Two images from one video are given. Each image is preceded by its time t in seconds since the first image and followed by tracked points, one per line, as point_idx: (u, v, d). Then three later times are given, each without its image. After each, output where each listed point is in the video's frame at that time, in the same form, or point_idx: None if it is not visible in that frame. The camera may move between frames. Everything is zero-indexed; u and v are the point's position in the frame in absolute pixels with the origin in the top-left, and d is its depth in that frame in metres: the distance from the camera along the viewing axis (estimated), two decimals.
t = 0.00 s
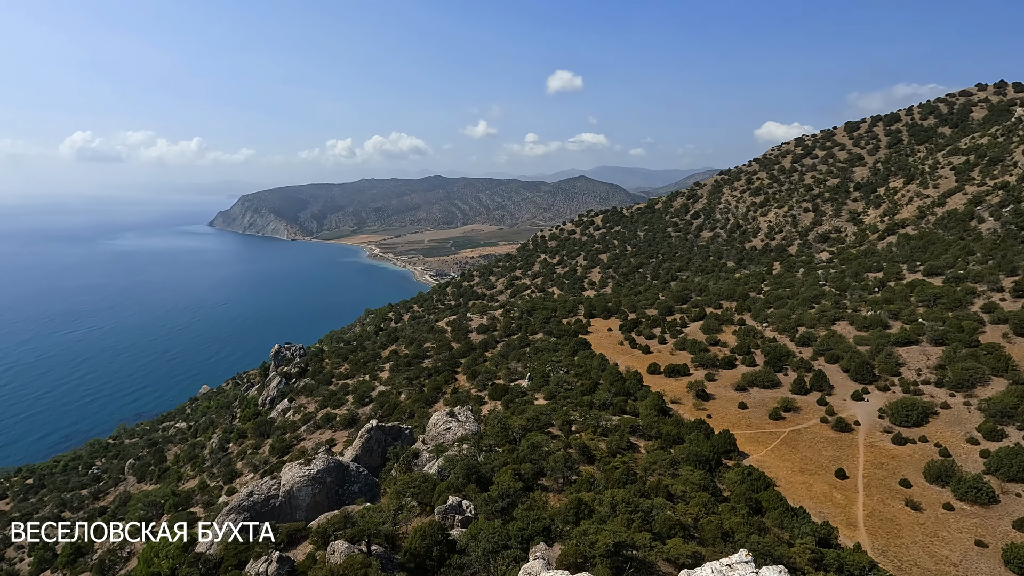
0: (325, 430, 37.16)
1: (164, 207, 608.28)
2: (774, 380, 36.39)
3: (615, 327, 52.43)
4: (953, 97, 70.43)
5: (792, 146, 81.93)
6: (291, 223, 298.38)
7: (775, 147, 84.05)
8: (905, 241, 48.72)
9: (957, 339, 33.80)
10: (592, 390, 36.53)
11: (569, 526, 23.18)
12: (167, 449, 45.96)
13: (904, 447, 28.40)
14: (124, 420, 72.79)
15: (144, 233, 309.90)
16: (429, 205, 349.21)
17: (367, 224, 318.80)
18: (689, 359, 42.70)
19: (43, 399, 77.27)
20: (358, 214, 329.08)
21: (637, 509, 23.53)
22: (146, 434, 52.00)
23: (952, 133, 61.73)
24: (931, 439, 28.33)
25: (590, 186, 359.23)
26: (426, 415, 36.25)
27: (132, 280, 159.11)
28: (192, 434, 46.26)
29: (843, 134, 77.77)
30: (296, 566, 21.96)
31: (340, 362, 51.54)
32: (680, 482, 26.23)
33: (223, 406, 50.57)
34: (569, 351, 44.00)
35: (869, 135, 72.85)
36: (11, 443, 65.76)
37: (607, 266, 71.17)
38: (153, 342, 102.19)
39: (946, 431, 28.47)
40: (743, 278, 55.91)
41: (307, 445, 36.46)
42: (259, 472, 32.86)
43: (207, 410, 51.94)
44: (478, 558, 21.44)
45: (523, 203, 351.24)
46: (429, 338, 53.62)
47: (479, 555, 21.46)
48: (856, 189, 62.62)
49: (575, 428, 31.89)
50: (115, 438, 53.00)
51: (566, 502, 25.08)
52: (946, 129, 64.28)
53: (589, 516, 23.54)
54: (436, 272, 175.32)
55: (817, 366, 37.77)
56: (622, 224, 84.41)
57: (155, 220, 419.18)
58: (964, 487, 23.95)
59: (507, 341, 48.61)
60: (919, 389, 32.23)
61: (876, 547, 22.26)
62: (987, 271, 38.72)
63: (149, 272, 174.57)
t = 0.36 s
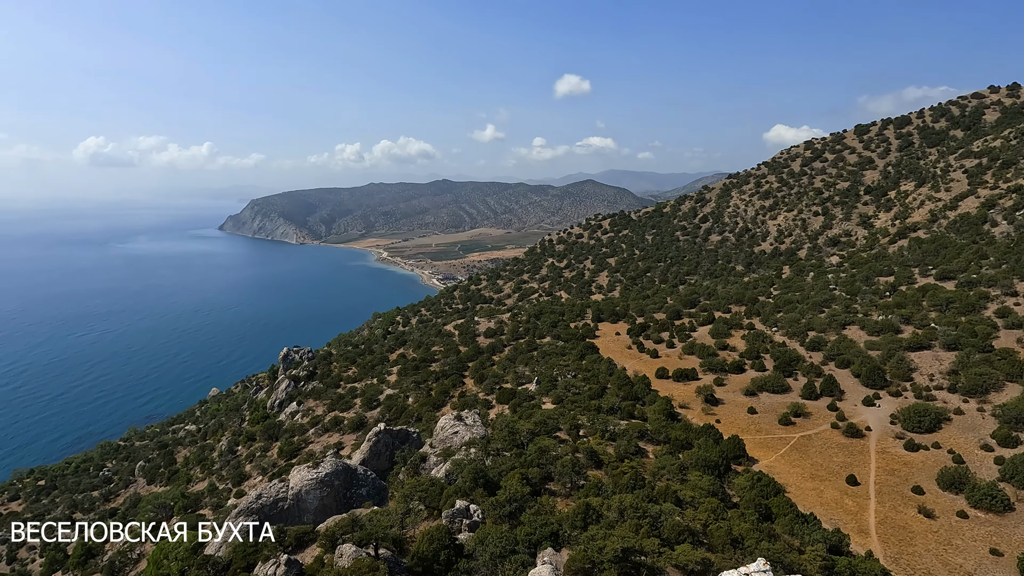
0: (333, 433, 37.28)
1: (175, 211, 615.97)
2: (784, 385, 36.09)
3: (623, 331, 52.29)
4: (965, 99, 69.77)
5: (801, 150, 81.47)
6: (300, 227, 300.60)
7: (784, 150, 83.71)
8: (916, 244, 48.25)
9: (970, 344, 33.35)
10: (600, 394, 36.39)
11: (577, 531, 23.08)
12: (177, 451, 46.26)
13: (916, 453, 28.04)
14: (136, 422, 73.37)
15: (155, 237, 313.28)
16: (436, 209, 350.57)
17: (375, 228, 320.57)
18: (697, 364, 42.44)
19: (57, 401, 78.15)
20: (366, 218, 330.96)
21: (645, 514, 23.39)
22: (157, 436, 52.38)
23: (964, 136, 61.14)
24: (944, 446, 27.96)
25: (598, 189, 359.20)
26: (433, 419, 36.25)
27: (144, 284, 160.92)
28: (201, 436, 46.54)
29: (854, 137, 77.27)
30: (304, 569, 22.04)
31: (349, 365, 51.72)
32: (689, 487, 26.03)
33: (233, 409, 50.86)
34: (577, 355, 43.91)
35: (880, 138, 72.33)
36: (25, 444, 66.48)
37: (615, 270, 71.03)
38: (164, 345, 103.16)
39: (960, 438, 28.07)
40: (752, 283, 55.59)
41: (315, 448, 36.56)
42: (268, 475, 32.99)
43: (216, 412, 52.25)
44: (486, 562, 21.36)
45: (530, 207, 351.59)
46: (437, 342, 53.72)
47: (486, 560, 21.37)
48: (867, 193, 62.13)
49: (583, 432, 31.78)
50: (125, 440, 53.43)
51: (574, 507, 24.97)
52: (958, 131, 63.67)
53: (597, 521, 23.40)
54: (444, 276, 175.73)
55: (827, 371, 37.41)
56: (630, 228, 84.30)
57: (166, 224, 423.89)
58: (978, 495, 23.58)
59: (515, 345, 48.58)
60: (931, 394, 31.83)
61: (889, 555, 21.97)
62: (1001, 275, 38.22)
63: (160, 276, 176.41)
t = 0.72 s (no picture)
0: (343, 436, 37.46)
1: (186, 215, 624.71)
2: (795, 390, 35.74)
3: (632, 334, 52.13)
4: (980, 101, 68.93)
5: (813, 152, 80.87)
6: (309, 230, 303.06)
7: (795, 153, 83.20)
8: (931, 247, 47.66)
9: (986, 348, 32.81)
10: (609, 398, 36.24)
11: (586, 536, 22.97)
12: (188, 452, 46.68)
13: (931, 460, 27.61)
14: (149, 423, 74.21)
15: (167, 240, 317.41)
16: (445, 213, 351.93)
17: (384, 231, 322.43)
18: (707, 368, 42.15)
19: (72, 402, 79.25)
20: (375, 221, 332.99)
21: (655, 519, 23.23)
22: (169, 437, 52.88)
23: (979, 138, 60.37)
24: (959, 452, 27.52)
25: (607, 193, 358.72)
26: (442, 422, 36.27)
27: (158, 286, 163.17)
28: (213, 438, 46.92)
29: (866, 139, 76.62)
30: (314, 571, 22.17)
31: (358, 368, 51.97)
32: (700, 492, 25.80)
33: (244, 411, 51.29)
34: (586, 358, 43.83)
35: (893, 140, 71.68)
36: (42, 445, 67.50)
37: (624, 273, 70.87)
38: (176, 347, 104.26)
39: (976, 443, 27.61)
40: (763, 286, 55.17)
41: (324, 450, 36.72)
42: (278, 477, 33.16)
43: (227, 414, 52.67)
44: (495, 566, 21.32)
45: (539, 210, 351.83)
46: (446, 345, 53.82)
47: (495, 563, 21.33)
48: (879, 196, 61.51)
49: (593, 436, 31.64)
50: (139, 441, 54.05)
51: (583, 512, 24.86)
52: (972, 133, 62.89)
53: (607, 526, 23.29)
54: (453, 279, 176.24)
55: (839, 375, 36.99)
56: (640, 231, 84.10)
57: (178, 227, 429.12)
58: (995, 502, 23.14)
59: (524, 348, 48.54)
60: (946, 400, 31.36)
61: (903, 563, 21.64)
62: (1018, 279, 37.59)
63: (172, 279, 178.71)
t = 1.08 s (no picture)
0: (354, 437, 37.65)
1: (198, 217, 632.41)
2: (808, 393, 35.37)
3: (643, 337, 51.88)
4: (997, 101, 67.95)
5: (825, 154, 80.15)
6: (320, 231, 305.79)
7: (807, 155, 82.57)
8: (946, 250, 47.02)
9: (1004, 353, 32.24)
10: (619, 400, 36.09)
11: (596, 540, 22.89)
12: (201, 452, 47.09)
13: (947, 465, 27.16)
14: (163, 423, 75.12)
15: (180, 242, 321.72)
16: (454, 215, 353.38)
17: (394, 233, 324.13)
18: (718, 371, 41.85)
19: (88, 401, 80.48)
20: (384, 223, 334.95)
21: (666, 523, 23.06)
22: (182, 437, 53.39)
23: (996, 139, 59.46)
24: (976, 457, 27.04)
25: (617, 195, 358.16)
26: (452, 423, 36.32)
27: (172, 288, 165.56)
28: (225, 439, 47.33)
29: (880, 140, 75.83)
30: (324, 571, 22.28)
31: (369, 369, 52.22)
32: (711, 496, 25.58)
33: (255, 412, 51.68)
34: (596, 361, 43.68)
35: (907, 141, 70.92)
36: (59, 443, 68.62)
37: (634, 275, 70.61)
38: (189, 348, 105.48)
39: (993, 449, 27.11)
40: (775, 289, 54.73)
41: (335, 451, 36.90)
42: (289, 477, 33.37)
43: (239, 415, 53.12)
44: (505, 569, 21.29)
45: (548, 213, 352.13)
46: (456, 347, 53.94)
47: (505, 566, 21.34)
48: (893, 198, 60.80)
49: (603, 439, 31.48)
50: (152, 441, 54.63)
51: (593, 515, 24.77)
52: (989, 134, 61.96)
53: (617, 529, 23.18)
54: (463, 281, 176.87)
55: (853, 379, 36.53)
56: (650, 233, 83.83)
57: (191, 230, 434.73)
58: (1014, 509, 22.68)
59: (534, 351, 48.48)
60: (962, 404, 30.86)
61: (919, 570, 21.28)
62: None
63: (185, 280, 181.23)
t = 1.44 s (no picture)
0: (364, 438, 37.82)
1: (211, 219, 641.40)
2: (821, 397, 34.94)
3: (654, 339, 51.64)
4: (1017, 101, 66.79)
5: (839, 155, 79.33)
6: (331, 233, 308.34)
7: (821, 156, 81.83)
8: (964, 252, 46.24)
9: None
10: (629, 403, 35.90)
11: (607, 542, 22.81)
12: (214, 452, 47.53)
13: (965, 471, 26.70)
14: (177, 422, 76.02)
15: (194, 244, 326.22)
16: (464, 216, 354.53)
17: (406, 234, 325.83)
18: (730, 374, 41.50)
19: (105, 400, 81.77)
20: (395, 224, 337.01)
21: (677, 527, 22.91)
22: (195, 437, 54.00)
23: (1015, 139, 58.39)
24: (995, 463, 26.53)
25: (628, 197, 357.12)
26: (463, 425, 36.33)
27: (185, 289, 167.84)
28: (237, 438, 47.76)
29: (895, 141, 74.92)
30: (335, 571, 22.41)
31: (379, 370, 52.45)
32: (723, 500, 25.37)
33: (267, 412, 52.11)
34: (606, 363, 43.56)
35: (924, 142, 70.00)
36: (76, 441, 69.76)
37: (645, 277, 70.27)
38: (201, 348, 106.84)
39: (1013, 455, 26.58)
40: (788, 291, 54.20)
41: (346, 451, 37.09)
42: (300, 477, 33.61)
43: (251, 415, 53.59)
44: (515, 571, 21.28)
45: (558, 214, 351.99)
46: (466, 348, 54.01)
47: (515, 568, 21.37)
48: (909, 199, 59.95)
49: (613, 441, 31.37)
50: (166, 440, 55.28)
51: (603, 517, 24.68)
52: (1008, 134, 60.84)
53: (628, 532, 23.10)
54: (473, 282, 177.37)
55: (868, 383, 36.04)
56: (661, 235, 83.46)
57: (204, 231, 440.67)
58: None
59: (544, 353, 48.39)
60: (980, 409, 30.33)
61: None
62: None
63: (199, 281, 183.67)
